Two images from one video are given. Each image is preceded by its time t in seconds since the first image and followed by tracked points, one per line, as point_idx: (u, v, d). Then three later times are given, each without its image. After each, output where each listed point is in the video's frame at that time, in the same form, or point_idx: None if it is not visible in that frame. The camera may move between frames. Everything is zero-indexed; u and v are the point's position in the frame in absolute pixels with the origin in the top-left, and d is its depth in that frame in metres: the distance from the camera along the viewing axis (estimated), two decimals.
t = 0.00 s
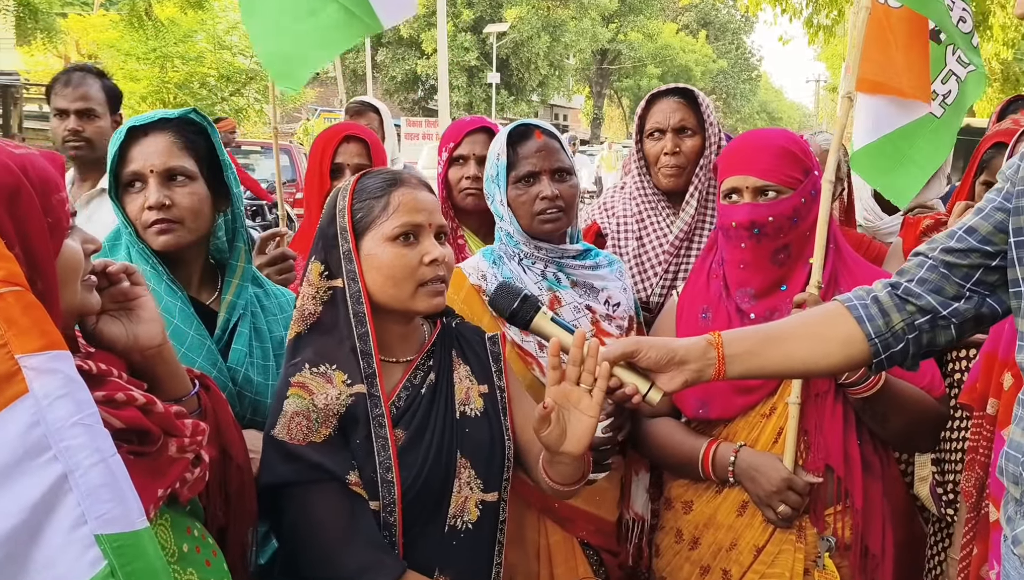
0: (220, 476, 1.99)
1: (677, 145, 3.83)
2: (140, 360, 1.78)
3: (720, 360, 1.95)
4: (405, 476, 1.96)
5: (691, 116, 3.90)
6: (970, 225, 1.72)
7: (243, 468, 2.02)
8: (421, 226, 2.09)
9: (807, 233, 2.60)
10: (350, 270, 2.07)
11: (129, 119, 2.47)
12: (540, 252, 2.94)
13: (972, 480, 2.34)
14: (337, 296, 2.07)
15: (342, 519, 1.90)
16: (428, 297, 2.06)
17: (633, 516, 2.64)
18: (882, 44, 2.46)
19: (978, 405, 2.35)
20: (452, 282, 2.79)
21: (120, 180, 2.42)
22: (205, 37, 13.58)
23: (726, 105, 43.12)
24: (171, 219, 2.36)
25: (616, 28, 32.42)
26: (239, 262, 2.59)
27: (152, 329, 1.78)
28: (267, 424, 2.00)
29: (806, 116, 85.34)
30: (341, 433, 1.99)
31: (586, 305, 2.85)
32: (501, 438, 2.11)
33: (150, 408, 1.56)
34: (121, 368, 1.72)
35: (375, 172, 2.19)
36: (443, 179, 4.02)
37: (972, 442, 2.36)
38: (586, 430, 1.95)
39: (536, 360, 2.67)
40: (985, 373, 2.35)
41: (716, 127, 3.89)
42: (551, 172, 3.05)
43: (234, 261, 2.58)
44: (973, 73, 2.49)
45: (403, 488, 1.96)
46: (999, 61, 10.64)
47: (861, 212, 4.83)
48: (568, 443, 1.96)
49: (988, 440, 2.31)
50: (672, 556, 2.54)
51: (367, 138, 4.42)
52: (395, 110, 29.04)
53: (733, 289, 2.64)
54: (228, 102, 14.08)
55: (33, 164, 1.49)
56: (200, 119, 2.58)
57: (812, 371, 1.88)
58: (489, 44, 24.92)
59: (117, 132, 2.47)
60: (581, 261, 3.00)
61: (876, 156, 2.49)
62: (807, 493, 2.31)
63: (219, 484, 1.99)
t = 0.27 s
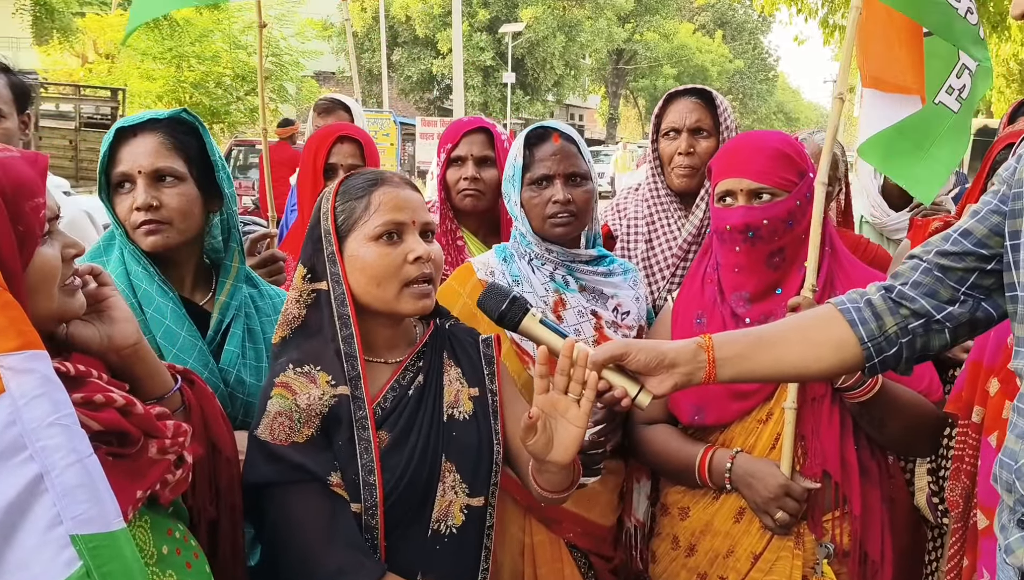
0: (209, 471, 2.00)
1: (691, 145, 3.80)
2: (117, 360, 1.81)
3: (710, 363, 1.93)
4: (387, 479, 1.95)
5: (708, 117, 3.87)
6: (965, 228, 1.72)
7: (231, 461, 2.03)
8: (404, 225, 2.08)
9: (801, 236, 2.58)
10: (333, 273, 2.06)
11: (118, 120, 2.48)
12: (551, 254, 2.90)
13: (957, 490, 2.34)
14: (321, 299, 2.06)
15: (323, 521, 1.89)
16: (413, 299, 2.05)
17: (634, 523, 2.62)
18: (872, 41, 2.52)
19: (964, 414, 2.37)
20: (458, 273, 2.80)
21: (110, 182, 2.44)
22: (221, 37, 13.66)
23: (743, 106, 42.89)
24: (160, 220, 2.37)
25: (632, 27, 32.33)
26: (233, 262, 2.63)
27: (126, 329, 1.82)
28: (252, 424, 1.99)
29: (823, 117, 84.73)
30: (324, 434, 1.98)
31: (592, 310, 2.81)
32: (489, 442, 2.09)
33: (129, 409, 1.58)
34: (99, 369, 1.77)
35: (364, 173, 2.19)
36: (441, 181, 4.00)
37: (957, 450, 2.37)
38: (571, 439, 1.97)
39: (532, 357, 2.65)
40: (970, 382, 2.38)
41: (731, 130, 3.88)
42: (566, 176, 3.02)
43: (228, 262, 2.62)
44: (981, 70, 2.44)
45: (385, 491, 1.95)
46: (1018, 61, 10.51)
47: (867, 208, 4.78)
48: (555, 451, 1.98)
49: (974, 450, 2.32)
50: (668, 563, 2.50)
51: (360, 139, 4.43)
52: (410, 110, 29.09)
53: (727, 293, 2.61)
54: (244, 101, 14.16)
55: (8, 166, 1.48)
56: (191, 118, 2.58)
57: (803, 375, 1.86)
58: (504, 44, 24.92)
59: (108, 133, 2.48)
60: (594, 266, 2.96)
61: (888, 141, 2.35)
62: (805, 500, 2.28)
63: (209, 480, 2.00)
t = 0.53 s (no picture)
0: (203, 459, 2.02)
1: (697, 142, 3.78)
2: (104, 352, 1.84)
3: (705, 358, 1.90)
4: (378, 473, 1.95)
5: (716, 113, 3.84)
6: (966, 223, 1.71)
7: (224, 449, 2.05)
8: (408, 222, 2.08)
9: (803, 232, 2.56)
10: (336, 264, 2.05)
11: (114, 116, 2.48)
12: (553, 250, 2.89)
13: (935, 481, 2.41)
14: (319, 288, 2.06)
15: (313, 515, 1.89)
16: (412, 296, 2.04)
17: (636, 523, 2.61)
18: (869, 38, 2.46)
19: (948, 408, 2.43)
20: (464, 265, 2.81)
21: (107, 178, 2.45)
22: (235, 36, 13.74)
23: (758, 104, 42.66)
24: (156, 216, 2.38)
25: (646, 26, 32.22)
26: (231, 258, 2.63)
27: (111, 320, 1.84)
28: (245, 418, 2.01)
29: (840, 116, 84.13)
30: (315, 428, 1.98)
31: (594, 307, 2.80)
32: (484, 436, 2.08)
33: (117, 403, 1.62)
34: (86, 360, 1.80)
35: (363, 167, 2.18)
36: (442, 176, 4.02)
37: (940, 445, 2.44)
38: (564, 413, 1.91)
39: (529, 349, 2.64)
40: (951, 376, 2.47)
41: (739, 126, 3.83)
42: (566, 175, 2.99)
43: (226, 256, 2.63)
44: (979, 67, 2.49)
45: (376, 486, 1.94)
46: None
47: (877, 204, 4.73)
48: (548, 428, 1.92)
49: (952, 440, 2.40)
50: (668, 563, 2.48)
51: (359, 134, 4.43)
52: (424, 109, 29.12)
53: (727, 291, 2.59)
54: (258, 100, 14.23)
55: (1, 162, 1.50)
56: (187, 113, 2.58)
57: (799, 371, 1.84)
58: (518, 43, 24.91)
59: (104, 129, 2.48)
60: (597, 263, 2.95)
61: (898, 135, 2.34)
62: (806, 499, 2.25)
63: (202, 469, 2.02)
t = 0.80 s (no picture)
0: (203, 467, 2.00)
1: (689, 136, 3.74)
2: (109, 357, 1.83)
3: (712, 360, 1.87)
4: (383, 476, 1.92)
5: (707, 108, 3.80)
6: (979, 223, 1.66)
7: (224, 458, 2.02)
8: (409, 221, 2.06)
9: (815, 232, 2.52)
10: (338, 262, 2.03)
11: (121, 114, 2.46)
12: (553, 249, 2.87)
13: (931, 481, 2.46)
14: (325, 288, 2.02)
15: (319, 517, 1.86)
16: (410, 298, 2.02)
17: (643, 527, 2.58)
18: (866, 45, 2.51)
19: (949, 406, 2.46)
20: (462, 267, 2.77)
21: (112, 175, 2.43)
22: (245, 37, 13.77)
23: (769, 104, 42.47)
24: (164, 217, 2.38)
25: (656, 25, 32.12)
26: (233, 257, 2.62)
27: (115, 324, 1.84)
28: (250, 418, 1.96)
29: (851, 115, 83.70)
30: (322, 429, 1.95)
31: (595, 305, 2.77)
32: (488, 437, 2.06)
33: (116, 404, 1.61)
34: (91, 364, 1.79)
35: (371, 166, 2.16)
36: (447, 176, 4.02)
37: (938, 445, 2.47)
38: (551, 383, 1.98)
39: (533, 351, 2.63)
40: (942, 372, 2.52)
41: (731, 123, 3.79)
42: (559, 175, 2.93)
43: (228, 257, 2.62)
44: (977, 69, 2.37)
45: (382, 489, 1.92)
46: None
47: (893, 207, 4.69)
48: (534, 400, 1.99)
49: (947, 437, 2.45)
50: (674, 567, 2.45)
51: (362, 133, 4.41)
52: (434, 109, 29.11)
53: (738, 291, 2.56)
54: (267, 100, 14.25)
55: None
56: (196, 112, 2.56)
57: (807, 372, 1.80)
58: (528, 42, 24.87)
59: (111, 126, 2.46)
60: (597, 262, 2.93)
61: (890, 139, 2.33)
62: (815, 504, 2.22)
63: (202, 474, 1.99)
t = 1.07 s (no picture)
0: (210, 473, 1.98)
1: (689, 132, 3.69)
2: (119, 362, 1.79)
3: (732, 361, 1.82)
4: (398, 482, 1.88)
5: (706, 104, 3.75)
6: (1005, 221, 1.64)
7: (232, 465, 2.00)
8: (429, 220, 2.02)
9: (832, 231, 2.47)
10: (354, 263, 1.99)
11: (129, 112, 2.40)
12: (554, 245, 2.82)
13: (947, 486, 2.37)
14: (336, 289, 1.99)
15: (333, 526, 1.84)
16: (433, 295, 1.99)
17: (651, 527, 2.54)
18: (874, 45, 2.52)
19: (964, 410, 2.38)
20: (469, 281, 2.73)
21: (120, 175, 2.37)
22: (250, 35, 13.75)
23: (775, 102, 42.32)
24: (176, 218, 2.35)
25: (662, 24, 32.01)
26: (235, 259, 2.58)
27: (126, 330, 1.79)
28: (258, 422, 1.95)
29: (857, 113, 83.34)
30: (334, 435, 1.92)
31: (601, 301, 2.74)
32: (503, 442, 2.02)
33: (122, 408, 1.57)
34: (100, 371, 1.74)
35: (382, 165, 2.10)
36: (453, 173, 3.98)
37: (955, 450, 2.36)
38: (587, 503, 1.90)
39: (543, 353, 2.59)
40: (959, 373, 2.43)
41: (732, 119, 3.75)
42: (562, 174, 2.87)
43: (231, 259, 2.58)
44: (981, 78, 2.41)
45: (396, 496, 1.88)
46: None
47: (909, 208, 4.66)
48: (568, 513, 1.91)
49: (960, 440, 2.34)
50: (688, 572, 2.40)
51: (370, 132, 4.39)
52: (439, 107, 29.07)
53: (754, 290, 2.50)
54: (272, 99, 14.20)
55: None
56: (202, 110, 2.54)
57: (828, 374, 1.75)
58: (533, 41, 24.82)
59: (119, 125, 2.40)
60: (600, 258, 2.88)
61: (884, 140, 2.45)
62: (832, 507, 2.16)
63: (208, 483, 1.97)
